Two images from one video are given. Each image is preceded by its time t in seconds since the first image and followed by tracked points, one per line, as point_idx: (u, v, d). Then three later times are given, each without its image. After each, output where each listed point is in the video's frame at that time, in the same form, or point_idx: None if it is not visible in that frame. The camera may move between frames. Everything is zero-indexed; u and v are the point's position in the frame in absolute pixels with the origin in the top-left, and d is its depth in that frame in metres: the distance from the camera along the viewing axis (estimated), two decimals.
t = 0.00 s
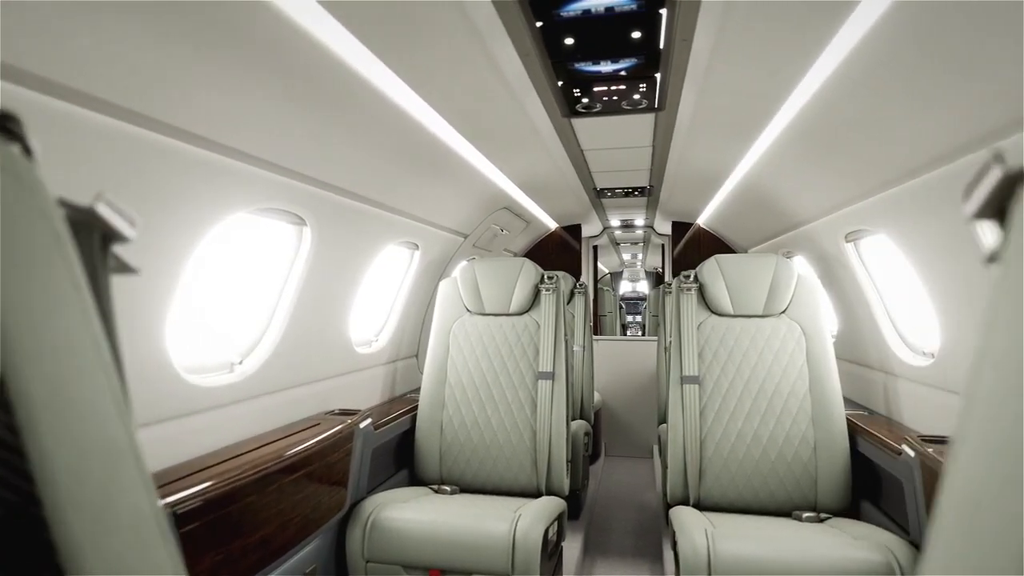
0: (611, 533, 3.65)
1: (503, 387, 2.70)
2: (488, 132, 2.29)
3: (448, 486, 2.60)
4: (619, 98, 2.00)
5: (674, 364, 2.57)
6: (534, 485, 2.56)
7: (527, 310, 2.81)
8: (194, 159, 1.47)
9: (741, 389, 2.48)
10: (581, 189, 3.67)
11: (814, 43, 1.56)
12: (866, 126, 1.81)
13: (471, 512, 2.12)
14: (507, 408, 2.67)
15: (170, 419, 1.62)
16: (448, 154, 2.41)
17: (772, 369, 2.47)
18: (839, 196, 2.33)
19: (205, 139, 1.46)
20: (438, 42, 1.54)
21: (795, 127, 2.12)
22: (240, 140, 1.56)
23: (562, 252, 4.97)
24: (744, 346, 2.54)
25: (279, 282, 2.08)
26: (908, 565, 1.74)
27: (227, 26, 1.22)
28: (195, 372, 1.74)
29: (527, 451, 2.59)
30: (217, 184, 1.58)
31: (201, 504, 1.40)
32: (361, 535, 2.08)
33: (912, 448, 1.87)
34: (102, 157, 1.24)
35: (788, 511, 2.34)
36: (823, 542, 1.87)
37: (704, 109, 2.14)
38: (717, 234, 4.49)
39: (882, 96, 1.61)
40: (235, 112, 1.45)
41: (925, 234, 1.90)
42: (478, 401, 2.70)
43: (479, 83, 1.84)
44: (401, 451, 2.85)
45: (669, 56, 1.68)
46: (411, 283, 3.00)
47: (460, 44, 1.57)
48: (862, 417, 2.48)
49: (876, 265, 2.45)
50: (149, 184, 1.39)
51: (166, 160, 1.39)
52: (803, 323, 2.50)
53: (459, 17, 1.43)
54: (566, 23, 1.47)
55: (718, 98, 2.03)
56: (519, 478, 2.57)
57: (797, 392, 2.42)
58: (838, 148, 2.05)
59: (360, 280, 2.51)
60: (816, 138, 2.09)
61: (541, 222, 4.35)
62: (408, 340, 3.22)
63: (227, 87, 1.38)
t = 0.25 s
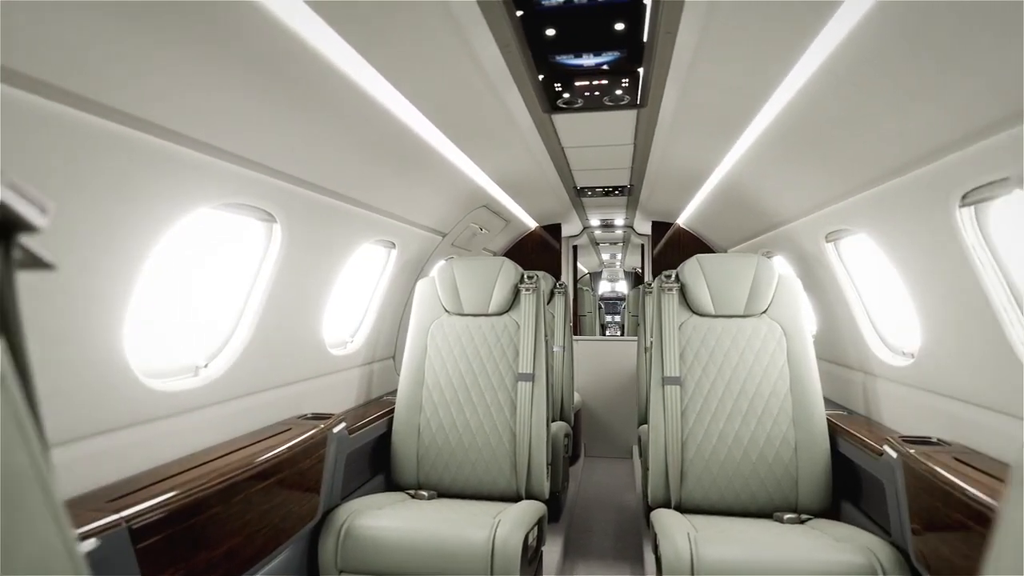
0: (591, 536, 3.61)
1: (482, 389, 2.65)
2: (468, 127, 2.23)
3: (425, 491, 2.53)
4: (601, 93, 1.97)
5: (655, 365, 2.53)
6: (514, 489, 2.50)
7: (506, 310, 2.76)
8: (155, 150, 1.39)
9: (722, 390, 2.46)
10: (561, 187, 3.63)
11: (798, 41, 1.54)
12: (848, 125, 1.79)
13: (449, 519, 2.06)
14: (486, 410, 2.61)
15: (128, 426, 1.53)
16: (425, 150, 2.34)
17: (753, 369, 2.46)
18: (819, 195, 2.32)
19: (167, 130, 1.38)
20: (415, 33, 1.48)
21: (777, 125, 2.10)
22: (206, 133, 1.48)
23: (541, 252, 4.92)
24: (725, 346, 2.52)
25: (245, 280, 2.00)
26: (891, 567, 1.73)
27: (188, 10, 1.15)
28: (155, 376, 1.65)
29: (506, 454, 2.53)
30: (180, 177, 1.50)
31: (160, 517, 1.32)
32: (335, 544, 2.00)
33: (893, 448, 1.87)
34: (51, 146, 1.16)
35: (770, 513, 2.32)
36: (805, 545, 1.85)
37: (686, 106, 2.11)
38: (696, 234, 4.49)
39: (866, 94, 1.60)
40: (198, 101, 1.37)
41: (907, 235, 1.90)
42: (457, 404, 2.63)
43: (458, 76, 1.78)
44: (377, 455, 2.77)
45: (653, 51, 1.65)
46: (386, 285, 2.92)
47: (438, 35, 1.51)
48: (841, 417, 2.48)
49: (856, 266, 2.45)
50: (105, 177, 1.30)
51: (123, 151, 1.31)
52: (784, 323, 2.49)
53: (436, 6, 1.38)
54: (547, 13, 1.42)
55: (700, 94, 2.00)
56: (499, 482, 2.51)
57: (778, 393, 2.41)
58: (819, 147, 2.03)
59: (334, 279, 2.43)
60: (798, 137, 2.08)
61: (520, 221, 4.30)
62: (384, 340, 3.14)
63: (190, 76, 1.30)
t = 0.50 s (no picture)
0: (576, 539, 3.57)
1: (465, 391, 2.59)
2: (450, 122, 2.18)
3: (407, 496, 2.47)
4: (586, 89, 1.93)
5: (641, 367, 2.50)
6: (497, 493, 2.45)
7: (490, 310, 2.71)
8: (116, 141, 1.31)
9: (708, 391, 2.43)
10: (546, 186, 3.58)
11: (788, 37, 1.51)
12: (835, 124, 1.77)
13: (430, 526, 2.00)
14: (469, 413, 2.55)
15: (90, 433, 1.46)
16: (407, 147, 2.28)
17: (738, 370, 2.43)
18: (806, 194, 2.30)
19: (130, 120, 1.30)
20: (396, 23, 1.43)
21: (764, 125, 2.08)
22: (174, 124, 1.41)
23: (525, 251, 4.88)
24: (710, 347, 2.49)
25: (215, 277, 1.92)
26: (879, 570, 1.71)
27: None
28: (117, 380, 1.58)
29: (490, 457, 2.48)
30: (145, 171, 1.43)
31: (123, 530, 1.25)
32: (312, 552, 1.94)
33: (880, 449, 1.85)
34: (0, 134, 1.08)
35: (756, 515, 2.30)
36: (793, 548, 1.83)
37: (673, 104, 2.08)
38: (681, 234, 4.48)
39: (855, 93, 1.58)
40: (166, 92, 1.31)
41: (894, 233, 1.88)
42: (439, 406, 2.57)
43: (440, 69, 1.72)
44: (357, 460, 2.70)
45: (640, 45, 1.61)
46: (367, 288, 2.85)
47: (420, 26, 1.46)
48: (826, 418, 2.46)
49: (842, 265, 2.44)
50: (64, 170, 1.23)
51: (83, 142, 1.23)
52: (770, 323, 2.48)
53: None
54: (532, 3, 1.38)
55: (687, 91, 1.97)
56: (482, 486, 2.46)
57: (764, 394, 2.39)
58: (806, 146, 2.02)
59: (312, 278, 2.36)
60: (785, 137, 2.06)
61: (504, 220, 4.25)
62: (365, 341, 3.07)
63: (156, 63, 1.23)
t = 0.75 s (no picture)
0: (560, 543, 3.52)
1: (447, 393, 2.52)
2: (431, 116, 2.11)
3: (386, 502, 2.39)
4: (571, 82, 1.87)
5: (627, 368, 2.45)
6: (480, 498, 2.38)
7: (472, 311, 2.64)
8: (69, 128, 1.22)
9: (695, 393, 2.39)
10: (530, 183, 3.53)
11: (779, 31, 1.46)
12: (825, 121, 1.74)
13: (410, 535, 1.93)
14: (451, 416, 2.48)
15: (44, 442, 1.36)
16: (386, 141, 2.21)
17: (725, 371, 2.39)
18: (793, 193, 2.27)
19: (83, 106, 1.21)
20: (375, 11, 1.36)
21: (752, 122, 2.04)
22: (134, 113, 1.32)
23: (509, 250, 4.82)
24: (697, 348, 2.45)
25: (184, 276, 1.83)
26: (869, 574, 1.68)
27: None
28: (71, 386, 1.47)
29: (472, 462, 2.41)
30: (102, 162, 1.34)
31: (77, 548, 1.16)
32: (286, 564, 1.85)
33: (869, 452, 1.82)
34: None
35: (743, 518, 2.26)
36: (782, 554, 1.79)
37: (660, 100, 2.04)
38: (666, 233, 4.45)
39: (846, 89, 1.54)
40: (123, 76, 1.22)
41: (884, 232, 1.86)
42: (420, 410, 2.50)
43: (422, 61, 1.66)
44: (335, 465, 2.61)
45: (628, 37, 1.56)
46: (345, 289, 2.77)
47: (399, 14, 1.39)
48: (813, 419, 2.44)
49: (829, 265, 2.41)
50: (9, 158, 1.14)
51: (29, 127, 1.14)
52: (757, 324, 2.44)
53: None
54: None
55: (674, 87, 1.93)
56: (464, 491, 2.39)
57: (750, 395, 2.35)
58: (794, 143, 1.98)
59: (287, 277, 2.27)
60: (774, 135, 2.02)
61: (487, 219, 4.18)
62: (344, 342, 2.98)
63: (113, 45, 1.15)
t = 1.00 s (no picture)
0: (548, 547, 3.46)
1: (432, 396, 2.45)
2: (416, 110, 2.04)
3: (370, 508, 2.31)
4: (561, 75, 1.82)
5: (616, 370, 2.40)
6: (466, 504, 2.32)
7: (458, 311, 2.57)
8: (23, 116, 1.14)
9: (686, 395, 2.34)
10: (518, 181, 3.47)
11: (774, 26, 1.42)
12: (820, 117, 1.70)
13: (393, 544, 1.86)
14: (437, 419, 2.42)
15: (1, 453, 1.28)
16: (369, 136, 2.14)
17: (716, 372, 2.35)
18: (785, 191, 2.24)
19: (40, 92, 1.13)
20: None
21: (744, 119, 2.00)
22: (97, 101, 1.24)
23: (496, 250, 4.76)
24: (688, 349, 2.41)
25: (154, 275, 1.75)
26: None
27: None
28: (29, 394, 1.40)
29: (458, 467, 2.35)
30: (60, 152, 1.25)
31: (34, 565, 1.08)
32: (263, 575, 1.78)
33: (863, 455, 1.79)
34: None
35: (735, 522, 2.22)
36: (776, 560, 1.74)
37: (651, 96, 1.99)
38: (655, 233, 4.42)
39: (843, 84, 1.50)
40: (85, 61, 1.14)
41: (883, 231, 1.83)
42: (404, 413, 2.43)
43: (406, 52, 1.59)
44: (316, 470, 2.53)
45: (620, 27, 1.50)
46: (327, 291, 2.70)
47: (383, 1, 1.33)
48: (804, 420, 2.41)
49: (821, 265, 2.39)
50: None
51: None
52: (749, 324, 2.41)
53: None
54: None
55: (666, 84, 1.88)
56: (450, 497, 2.32)
57: (741, 397, 2.32)
58: (787, 140, 1.95)
59: (264, 275, 2.19)
60: (766, 132, 1.99)
61: (474, 218, 4.12)
62: (326, 343, 2.90)
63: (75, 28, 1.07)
